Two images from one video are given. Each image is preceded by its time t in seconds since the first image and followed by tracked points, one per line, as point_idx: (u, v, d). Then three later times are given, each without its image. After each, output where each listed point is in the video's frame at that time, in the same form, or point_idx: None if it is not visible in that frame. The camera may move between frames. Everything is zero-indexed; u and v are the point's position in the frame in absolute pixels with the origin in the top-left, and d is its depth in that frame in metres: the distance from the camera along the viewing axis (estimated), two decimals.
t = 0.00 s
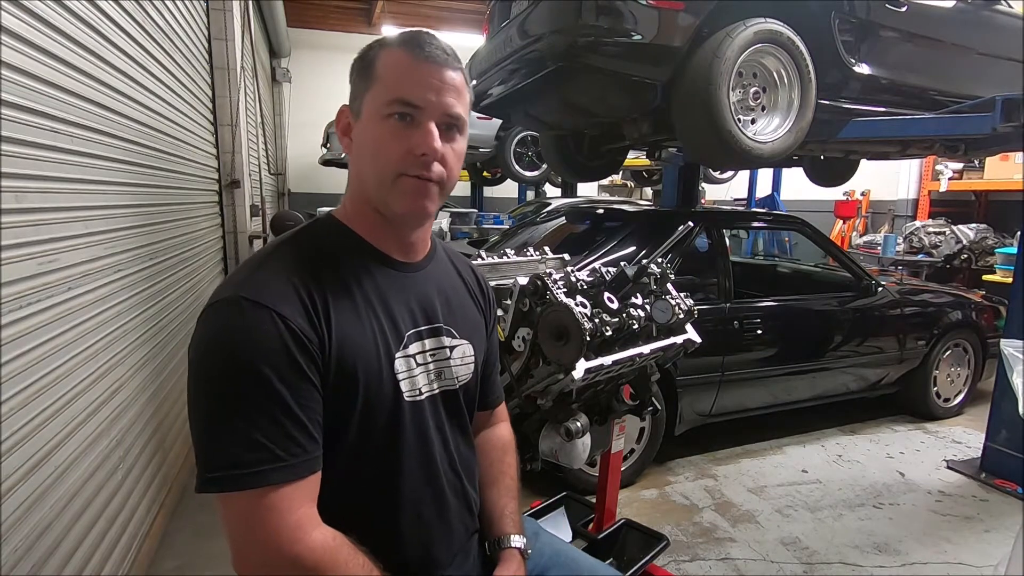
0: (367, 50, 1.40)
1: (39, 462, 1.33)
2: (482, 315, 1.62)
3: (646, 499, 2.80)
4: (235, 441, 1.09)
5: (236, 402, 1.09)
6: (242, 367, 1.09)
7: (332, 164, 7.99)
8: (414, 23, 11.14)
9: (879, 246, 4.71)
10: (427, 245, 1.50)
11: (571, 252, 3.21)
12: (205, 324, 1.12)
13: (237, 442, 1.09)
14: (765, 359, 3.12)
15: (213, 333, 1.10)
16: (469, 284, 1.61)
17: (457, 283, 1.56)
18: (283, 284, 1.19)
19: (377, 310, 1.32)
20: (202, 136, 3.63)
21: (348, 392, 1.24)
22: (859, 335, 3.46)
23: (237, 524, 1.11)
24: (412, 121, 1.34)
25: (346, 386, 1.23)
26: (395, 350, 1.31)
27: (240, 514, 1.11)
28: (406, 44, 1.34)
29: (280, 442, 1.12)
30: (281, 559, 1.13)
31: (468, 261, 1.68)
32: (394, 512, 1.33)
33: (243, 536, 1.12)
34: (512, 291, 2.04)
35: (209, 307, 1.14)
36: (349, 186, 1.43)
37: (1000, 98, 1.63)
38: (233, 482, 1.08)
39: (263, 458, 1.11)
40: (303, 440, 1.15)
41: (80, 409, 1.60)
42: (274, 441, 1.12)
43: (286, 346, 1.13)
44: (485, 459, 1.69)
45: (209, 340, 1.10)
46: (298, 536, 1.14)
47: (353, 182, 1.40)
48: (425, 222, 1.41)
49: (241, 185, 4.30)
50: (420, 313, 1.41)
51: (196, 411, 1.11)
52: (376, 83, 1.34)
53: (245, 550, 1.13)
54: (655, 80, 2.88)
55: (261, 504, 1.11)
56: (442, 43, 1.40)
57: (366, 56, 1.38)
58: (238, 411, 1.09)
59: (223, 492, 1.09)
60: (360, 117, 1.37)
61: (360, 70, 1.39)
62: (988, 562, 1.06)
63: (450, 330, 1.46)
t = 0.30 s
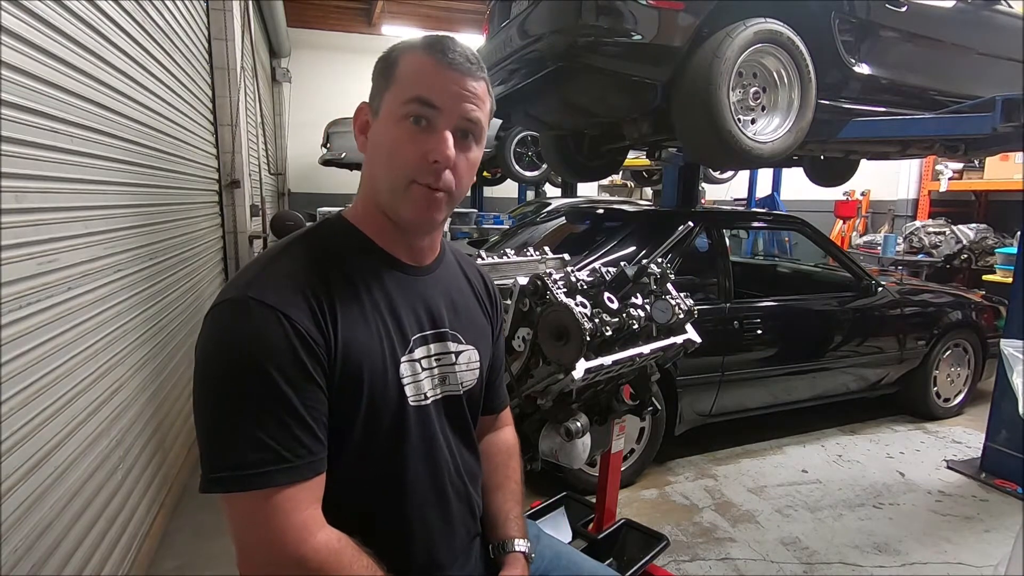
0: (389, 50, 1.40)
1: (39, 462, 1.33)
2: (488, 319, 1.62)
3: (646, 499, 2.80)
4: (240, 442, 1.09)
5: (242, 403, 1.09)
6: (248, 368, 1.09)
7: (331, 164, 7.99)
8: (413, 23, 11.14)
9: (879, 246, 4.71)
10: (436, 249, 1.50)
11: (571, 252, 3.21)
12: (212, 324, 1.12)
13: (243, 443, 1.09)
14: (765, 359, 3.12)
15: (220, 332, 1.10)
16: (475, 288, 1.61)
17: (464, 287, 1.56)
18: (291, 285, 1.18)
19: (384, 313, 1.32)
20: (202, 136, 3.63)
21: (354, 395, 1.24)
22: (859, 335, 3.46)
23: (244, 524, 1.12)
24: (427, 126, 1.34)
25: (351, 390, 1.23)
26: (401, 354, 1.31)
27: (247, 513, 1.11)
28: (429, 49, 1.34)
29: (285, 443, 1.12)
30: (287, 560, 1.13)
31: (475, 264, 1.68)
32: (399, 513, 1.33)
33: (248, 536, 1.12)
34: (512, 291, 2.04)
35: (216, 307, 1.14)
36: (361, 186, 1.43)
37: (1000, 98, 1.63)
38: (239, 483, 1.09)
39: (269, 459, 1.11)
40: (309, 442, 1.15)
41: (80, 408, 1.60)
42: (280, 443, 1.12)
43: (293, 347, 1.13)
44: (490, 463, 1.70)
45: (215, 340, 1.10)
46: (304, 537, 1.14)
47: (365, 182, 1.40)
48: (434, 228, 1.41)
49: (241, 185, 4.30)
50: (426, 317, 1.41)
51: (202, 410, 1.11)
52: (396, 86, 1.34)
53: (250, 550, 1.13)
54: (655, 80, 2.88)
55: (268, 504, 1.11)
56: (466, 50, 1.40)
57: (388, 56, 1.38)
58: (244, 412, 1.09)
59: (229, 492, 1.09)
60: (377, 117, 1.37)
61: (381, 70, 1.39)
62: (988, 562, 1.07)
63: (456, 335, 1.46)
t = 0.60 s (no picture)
0: (401, 48, 1.37)
1: (39, 462, 1.33)
2: (484, 319, 1.62)
3: (646, 499, 2.81)
4: (236, 448, 1.09)
5: (237, 408, 1.09)
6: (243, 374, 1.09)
7: (331, 164, 7.99)
8: (413, 23, 11.14)
9: (879, 246, 4.71)
10: (433, 249, 1.50)
11: (571, 252, 3.21)
12: (206, 329, 1.12)
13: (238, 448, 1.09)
14: (765, 359, 3.12)
15: (214, 338, 1.10)
16: (472, 290, 1.61)
17: (460, 288, 1.56)
18: (284, 290, 1.18)
19: (379, 316, 1.32)
20: (202, 136, 3.63)
21: (349, 398, 1.24)
22: (859, 335, 3.46)
23: (241, 527, 1.11)
24: (438, 131, 1.33)
25: (347, 392, 1.23)
26: (396, 357, 1.31)
27: (244, 515, 1.11)
28: (445, 54, 1.32)
29: (280, 449, 1.12)
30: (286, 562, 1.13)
31: (471, 265, 1.68)
32: (395, 516, 1.34)
33: (246, 539, 1.11)
34: (512, 291, 2.04)
35: (209, 312, 1.13)
36: (362, 185, 1.42)
37: (1000, 98, 1.63)
38: (236, 488, 1.09)
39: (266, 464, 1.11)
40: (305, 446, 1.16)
41: (81, 408, 1.60)
42: (274, 447, 1.12)
43: (286, 353, 1.13)
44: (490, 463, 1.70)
45: (209, 346, 1.10)
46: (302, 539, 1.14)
47: (367, 183, 1.39)
48: (434, 232, 1.42)
49: (241, 185, 4.30)
50: (422, 319, 1.41)
51: (197, 416, 1.11)
52: (409, 87, 1.32)
53: (248, 553, 1.13)
54: (656, 80, 2.88)
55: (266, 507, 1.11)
56: (480, 55, 1.39)
57: (401, 54, 1.35)
58: (239, 417, 1.09)
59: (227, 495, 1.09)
60: (385, 116, 1.35)
61: (392, 66, 1.35)
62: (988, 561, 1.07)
63: (452, 336, 1.46)
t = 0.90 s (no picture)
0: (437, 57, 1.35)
1: (39, 462, 1.33)
2: (476, 322, 1.62)
3: (646, 499, 2.81)
4: (218, 445, 1.08)
5: (219, 405, 1.08)
6: (227, 371, 1.08)
7: (331, 164, 7.99)
8: (413, 23, 11.13)
9: (879, 246, 4.71)
10: (425, 252, 1.50)
11: (571, 252, 3.21)
12: (190, 325, 1.12)
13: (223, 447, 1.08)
14: (765, 359, 3.12)
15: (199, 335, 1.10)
16: (463, 293, 1.61)
17: (451, 290, 1.56)
18: (272, 286, 1.18)
19: (369, 317, 1.32)
20: (202, 136, 3.63)
21: (336, 398, 1.23)
22: (859, 335, 3.46)
23: (219, 528, 1.09)
24: (458, 142, 1.31)
25: (333, 392, 1.23)
26: (384, 357, 1.31)
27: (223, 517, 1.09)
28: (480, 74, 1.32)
29: (265, 449, 1.11)
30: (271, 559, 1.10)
31: (463, 269, 1.68)
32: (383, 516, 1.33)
33: (226, 539, 1.09)
34: (512, 291, 2.04)
35: (194, 308, 1.13)
36: (368, 178, 1.39)
37: (1000, 98, 1.63)
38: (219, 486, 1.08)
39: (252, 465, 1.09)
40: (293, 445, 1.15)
41: (81, 408, 1.60)
42: (257, 445, 1.10)
43: (272, 351, 1.12)
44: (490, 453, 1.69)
45: (193, 344, 1.09)
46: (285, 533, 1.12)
47: (374, 177, 1.37)
48: (431, 236, 1.41)
49: (241, 185, 4.30)
50: (411, 319, 1.41)
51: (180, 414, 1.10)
52: (439, 94, 1.30)
53: (227, 558, 1.10)
54: (656, 80, 2.88)
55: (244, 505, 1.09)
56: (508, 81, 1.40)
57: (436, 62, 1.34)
58: (221, 413, 1.08)
59: (207, 495, 1.07)
60: (407, 116, 1.32)
61: (424, 71, 1.33)
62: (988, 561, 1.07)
63: (443, 338, 1.46)
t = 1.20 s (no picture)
0: (437, 64, 1.35)
1: (39, 462, 1.33)
2: (470, 322, 1.62)
3: (646, 499, 2.81)
4: (213, 433, 1.05)
5: (214, 390, 1.06)
6: (224, 358, 1.06)
7: (331, 164, 7.99)
8: (413, 23, 11.14)
9: (879, 246, 4.71)
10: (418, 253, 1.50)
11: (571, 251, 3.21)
12: (186, 316, 1.12)
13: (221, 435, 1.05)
14: (765, 359, 3.12)
15: (196, 324, 1.09)
16: (455, 292, 1.62)
17: (444, 290, 1.57)
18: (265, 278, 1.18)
19: (362, 310, 1.32)
20: (202, 136, 3.63)
21: (332, 391, 1.23)
22: (859, 335, 3.46)
23: (221, 528, 1.05)
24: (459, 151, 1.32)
25: (327, 385, 1.22)
26: (378, 351, 1.31)
27: (221, 514, 1.04)
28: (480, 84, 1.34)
29: (265, 435, 1.07)
30: (275, 536, 1.02)
31: (457, 272, 1.69)
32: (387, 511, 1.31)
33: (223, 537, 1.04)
34: (512, 291, 2.05)
35: (190, 300, 1.13)
36: (363, 178, 1.38)
37: (1000, 98, 1.63)
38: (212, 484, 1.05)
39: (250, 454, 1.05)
40: (295, 430, 1.10)
41: (81, 409, 1.60)
42: (254, 429, 1.06)
43: (268, 338, 1.11)
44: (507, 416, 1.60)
45: (190, 335, 1.09)
46: (279, 503, 1.03)
47: (370, 179, 1.36)
48: (424, 239, 1.42)
49: (241, 185, 4.30)
50: (406, 316, 1.41)
51: (179, 407, 1.08)
52: (441, 103, 1.31)
53: (238, 559, 1.05)
54: (656, 80, 2.88)
55: (236, 496, 1.04)
56: (503, 91, 1.42)
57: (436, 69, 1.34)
58: (217, 400, 1.06)
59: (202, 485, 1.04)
60: (407, 122, 1.32)
61: (424, 78, 1.33)
62: (988, 562, 1.07)
63: (436, 334, 1.46)
